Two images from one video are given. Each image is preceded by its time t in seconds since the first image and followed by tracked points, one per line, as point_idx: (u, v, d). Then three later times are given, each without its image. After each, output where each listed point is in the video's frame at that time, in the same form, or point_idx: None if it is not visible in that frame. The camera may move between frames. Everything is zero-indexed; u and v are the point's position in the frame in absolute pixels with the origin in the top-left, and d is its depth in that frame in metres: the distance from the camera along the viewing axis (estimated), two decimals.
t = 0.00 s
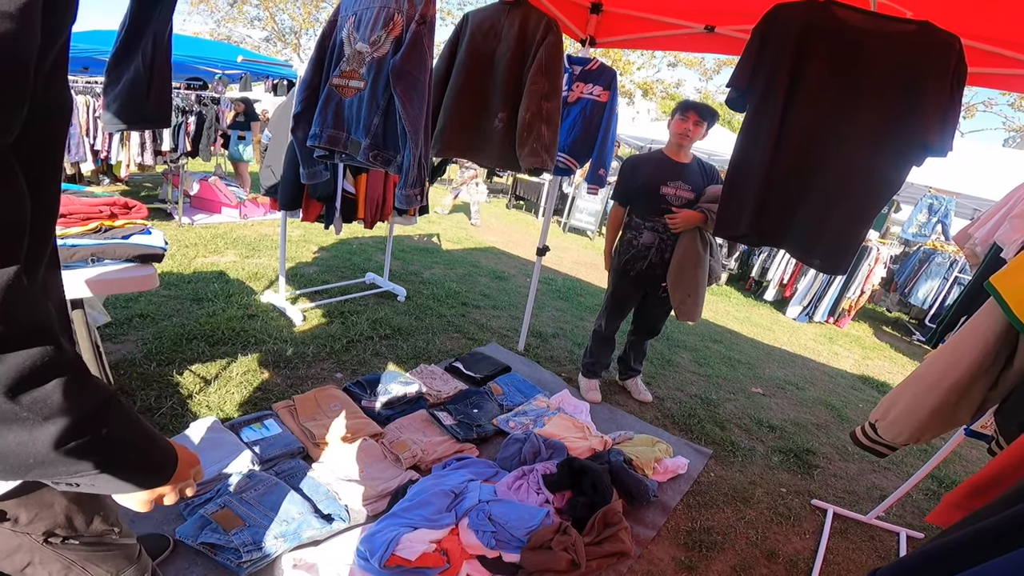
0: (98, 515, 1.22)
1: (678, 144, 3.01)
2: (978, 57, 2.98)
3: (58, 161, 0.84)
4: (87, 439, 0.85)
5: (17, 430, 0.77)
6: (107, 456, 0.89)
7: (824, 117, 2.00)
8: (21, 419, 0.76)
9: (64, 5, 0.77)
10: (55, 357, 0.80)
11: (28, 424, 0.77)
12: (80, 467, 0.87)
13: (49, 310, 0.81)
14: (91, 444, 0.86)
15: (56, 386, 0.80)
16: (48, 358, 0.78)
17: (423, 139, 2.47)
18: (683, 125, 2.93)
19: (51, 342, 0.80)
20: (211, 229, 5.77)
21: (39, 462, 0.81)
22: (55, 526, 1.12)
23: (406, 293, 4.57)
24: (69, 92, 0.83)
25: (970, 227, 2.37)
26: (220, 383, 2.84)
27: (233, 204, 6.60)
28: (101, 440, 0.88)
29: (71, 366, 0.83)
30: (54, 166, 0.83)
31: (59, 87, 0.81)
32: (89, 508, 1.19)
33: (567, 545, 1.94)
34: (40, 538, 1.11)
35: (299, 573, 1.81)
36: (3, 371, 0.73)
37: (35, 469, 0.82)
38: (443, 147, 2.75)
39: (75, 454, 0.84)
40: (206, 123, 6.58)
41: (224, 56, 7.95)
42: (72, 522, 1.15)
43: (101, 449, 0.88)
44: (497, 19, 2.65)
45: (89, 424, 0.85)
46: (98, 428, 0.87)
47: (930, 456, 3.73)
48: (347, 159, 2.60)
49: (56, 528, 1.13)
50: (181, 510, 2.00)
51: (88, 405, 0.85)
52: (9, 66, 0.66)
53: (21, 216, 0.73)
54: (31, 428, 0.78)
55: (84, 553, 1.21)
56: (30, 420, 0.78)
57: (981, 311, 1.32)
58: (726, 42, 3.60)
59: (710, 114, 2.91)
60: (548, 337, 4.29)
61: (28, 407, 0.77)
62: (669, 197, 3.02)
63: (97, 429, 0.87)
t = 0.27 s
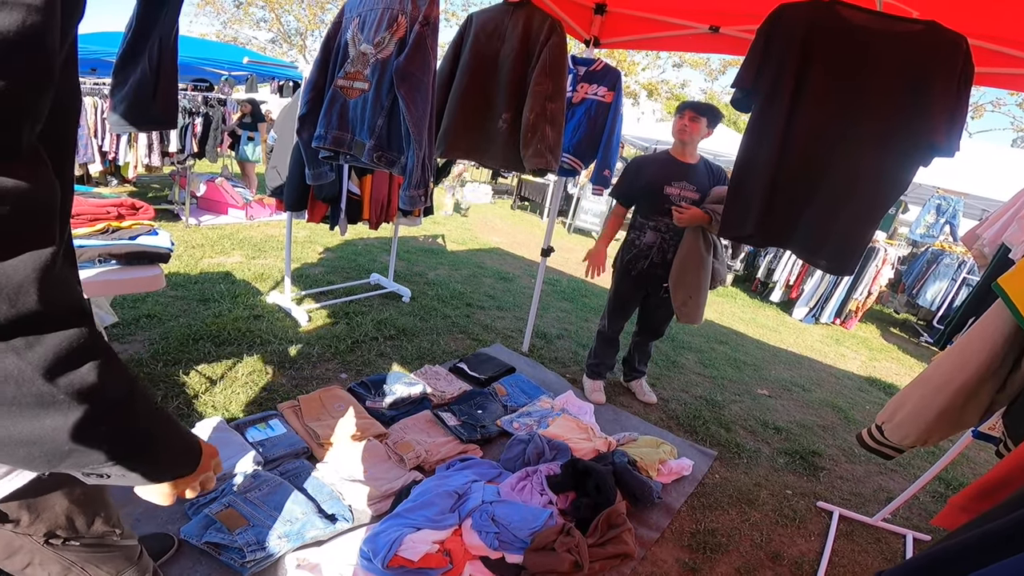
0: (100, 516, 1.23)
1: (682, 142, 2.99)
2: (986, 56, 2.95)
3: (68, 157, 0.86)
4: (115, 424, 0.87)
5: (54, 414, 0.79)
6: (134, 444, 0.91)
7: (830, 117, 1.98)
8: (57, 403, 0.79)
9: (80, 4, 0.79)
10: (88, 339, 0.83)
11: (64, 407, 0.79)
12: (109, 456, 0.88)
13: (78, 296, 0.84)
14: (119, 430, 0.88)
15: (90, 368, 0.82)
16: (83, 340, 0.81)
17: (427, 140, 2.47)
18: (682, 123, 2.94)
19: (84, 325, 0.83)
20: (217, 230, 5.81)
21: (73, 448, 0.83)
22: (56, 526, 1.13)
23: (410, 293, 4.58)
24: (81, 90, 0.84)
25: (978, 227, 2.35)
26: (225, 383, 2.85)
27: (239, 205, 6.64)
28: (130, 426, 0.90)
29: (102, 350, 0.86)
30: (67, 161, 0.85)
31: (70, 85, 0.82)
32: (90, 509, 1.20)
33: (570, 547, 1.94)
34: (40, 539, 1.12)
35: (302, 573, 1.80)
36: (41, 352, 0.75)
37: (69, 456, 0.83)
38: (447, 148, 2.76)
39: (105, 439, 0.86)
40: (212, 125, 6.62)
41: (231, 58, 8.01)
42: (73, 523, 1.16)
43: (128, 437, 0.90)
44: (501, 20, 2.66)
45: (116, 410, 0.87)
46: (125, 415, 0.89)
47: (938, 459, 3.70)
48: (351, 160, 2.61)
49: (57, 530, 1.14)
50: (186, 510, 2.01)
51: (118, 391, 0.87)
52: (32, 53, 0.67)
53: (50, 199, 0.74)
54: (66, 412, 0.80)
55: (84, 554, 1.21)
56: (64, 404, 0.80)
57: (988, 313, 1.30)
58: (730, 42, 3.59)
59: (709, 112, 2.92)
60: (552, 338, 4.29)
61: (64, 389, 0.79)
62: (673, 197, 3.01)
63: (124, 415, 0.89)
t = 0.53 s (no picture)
0: (102, 515, 1.23)
1: (681, 143, 2.99)
2: (986, 58, 2.95)
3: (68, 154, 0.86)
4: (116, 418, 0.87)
5: (53, 407, 0.79)
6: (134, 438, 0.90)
7: (831, 118, 1.98)
8: (56, 397, 0.78)
9: (79, 3, 0.79)
10: (88, 335, 0.83)
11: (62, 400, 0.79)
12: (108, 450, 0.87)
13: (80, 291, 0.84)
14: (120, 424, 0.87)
15: (89, 364, 0.82)
16: (83, 336, 0.82)
17: (428, 141, 2.48)
18: (683, 124, 2.94)
19: (84, 320, 0.83)
20: (218, 230, 5.82)
21: (73, 442, 0.82)
22: (58, 524, 1.13)
23: (411, 294, 4.58)
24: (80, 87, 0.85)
25: (979, 228, 2.34)
26: (226, 383, 2.85)
27: (240, 205, 6.65)
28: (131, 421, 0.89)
29: (102, 347, 0.86)
30: (67, 157, 0.86)
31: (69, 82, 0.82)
32: (93, 509, 1.20)
33: (570, 548, 1.93)
34: (43, 537, 1.12)
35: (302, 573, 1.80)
36: (41, 347, 0.75)
37: (67, 450, 0.83)
38: (448, 149, 2.76)
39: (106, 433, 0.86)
40: (214, 126, 6.63)
41: (232, 59, 8.03)
42: (75, 521, 1.16)
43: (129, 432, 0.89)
44: (502, 21, 2.66)
45: (116, 404, 0.87)
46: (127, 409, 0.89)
47: (939, 460, 3.69)
48: (352, 161, 2.61)
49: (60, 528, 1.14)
50: (185, 510, 2.01)
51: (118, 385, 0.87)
52: (32, 51, 0.68)
53: (51, 196, 0.75)
54: (65, 405, 0.79)
55: (85, 554, 1.22)
56: (64, 397, 0.79)
57: (990, 315, 1.30)
58: (731, 43, 3.59)
59: (706, 112, 2.93)
60: (553, 339, 4.29)
61: (64, 384, 0.79)
62: (671, 197, 3.01)
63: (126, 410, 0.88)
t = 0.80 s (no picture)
0: (93, 511, 1.22)
1: (673, 136, 2.98)
2: (980, 54, 2.96)
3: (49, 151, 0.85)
4: (96, 420, 0.86)
5: (27, 407, 0.77)
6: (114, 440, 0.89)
7: (825, 113, 1.98)
8: (30, 398, 0.77)
9: None
10: (65, 334, 0.81)
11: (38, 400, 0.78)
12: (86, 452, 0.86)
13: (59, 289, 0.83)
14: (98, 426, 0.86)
15: (66, 364, 0.80)
16: (59, 335, 0.80)
17: (420, 135, 2.46)
18: (671, 118, 2.93)
19: (60, 319, 0.81)
20: (209, 225, 5.76)
21: (48, 443, 0.81)
22: (50, 520, 1.12)
23: (405, 289, 4.56)
24: (61, 79, 0.83)
25: (971, 224, 2.35)
26: (218, 379, 2.83)
27: (232, 200, 6.58)
28: (110, 422, 0.88)
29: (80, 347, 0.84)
30: (47, 153, 0.84)
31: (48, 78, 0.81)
32: (83, 504, 1.19)
33: (565, 542, 1.94)
34: (34, 533, 1.11)
35: (296, 569, 1.80)
36: (15, 347, 0.74)
37: (43, 451, 0.81)
38: (441, 143, 2.73)
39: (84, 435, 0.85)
40: (205, 119, 6.54)
41: (222, 51, 7.92)
42: (67, 516, 1.15)
43: (108, 434, 0.88)
44: (496, 14, 2.64)
45: (95, 406, 0.85)
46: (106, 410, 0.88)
47: (929, 454, 3.74)
48: (344, 154, 2.59)
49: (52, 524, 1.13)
50: (179, 506, 2.00)
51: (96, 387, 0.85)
52: (8, 45, 0.66)
53: (28, 191, 0.74)
54: (41, 407, 0.78)
55: (77, 549, 1.20)
56: (40, 399, 0.78)
57: (980, 309, 1.31)
58: (726, 37, 3.57)
59: (696, 104, 2.91)
60: (547, 333, 4.29)
61: (39, 384, 0.77)
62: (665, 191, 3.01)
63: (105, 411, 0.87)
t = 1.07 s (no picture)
0: (96, 512, 1.23)
1: (666, 137, 2.99)
2: (977, 55, 2.96)
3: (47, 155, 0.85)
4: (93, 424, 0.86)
5: (22, 413, 0.77)
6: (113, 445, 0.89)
7: (822, 114, 1.98)
8: (24, 403, 0.77)
9: None
10: (59, 338, 0.81)
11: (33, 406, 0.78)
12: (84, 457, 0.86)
13: (54, 294, 0.83)
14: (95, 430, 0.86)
15: (60, 368, 0.80)
16: (52, 339, 0.80)
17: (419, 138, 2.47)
18: (660, 120, 2.95)
19: (56, 322, 0.81)
20: (210, 229, 5.78)
21: (44, 448, 0.82)
22: (53, 521, 1.12)
23: (405, 291, 4.57)
24: (59, 82, 0.84)
25: (970, 224, 2.35)
26: (219, 382, 2.84)
27: (233, 204, 6.60)
28: (107, 426, 0.88)
29: (75, 350, 0.84)
30: (43, 157, 0.84)
31: (45, 82, 0.82)
32: (85, 505, 1.20)
33: (566, 544, 1.94)
34: (37, 534, 1.11)
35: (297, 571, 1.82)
36: (9, 350, 0.73)
37: (40, 455, 0.82)
38: (441, 146, 2.74)
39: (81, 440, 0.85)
40: (205, 124, 6.55)
41: (223, 56, 7.96)
42: (69, 517, 1.15)
43: (106, 438, 0.88)
44: (494, 18, 2.65)
45: (92, 410, 0.86)
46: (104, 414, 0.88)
47: (931, 454, 3.72)
48: (344, 157, 2.60)
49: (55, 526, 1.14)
50: (180, 508, 2.01)
51: (92, 392, 0.85)
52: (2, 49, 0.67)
53: (24, 194, 0.75)
54: (36, 412, 0.78)
55: (80, 551, 1.21)
56: (35, 404, 0.78)
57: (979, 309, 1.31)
58: (723, 39, 3.58)
59: (681, 103, 2.93)
60: (548, 335, 4.29)
61: (33, 389, 0.77)
62: (666, 194, 3.01)
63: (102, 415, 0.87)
